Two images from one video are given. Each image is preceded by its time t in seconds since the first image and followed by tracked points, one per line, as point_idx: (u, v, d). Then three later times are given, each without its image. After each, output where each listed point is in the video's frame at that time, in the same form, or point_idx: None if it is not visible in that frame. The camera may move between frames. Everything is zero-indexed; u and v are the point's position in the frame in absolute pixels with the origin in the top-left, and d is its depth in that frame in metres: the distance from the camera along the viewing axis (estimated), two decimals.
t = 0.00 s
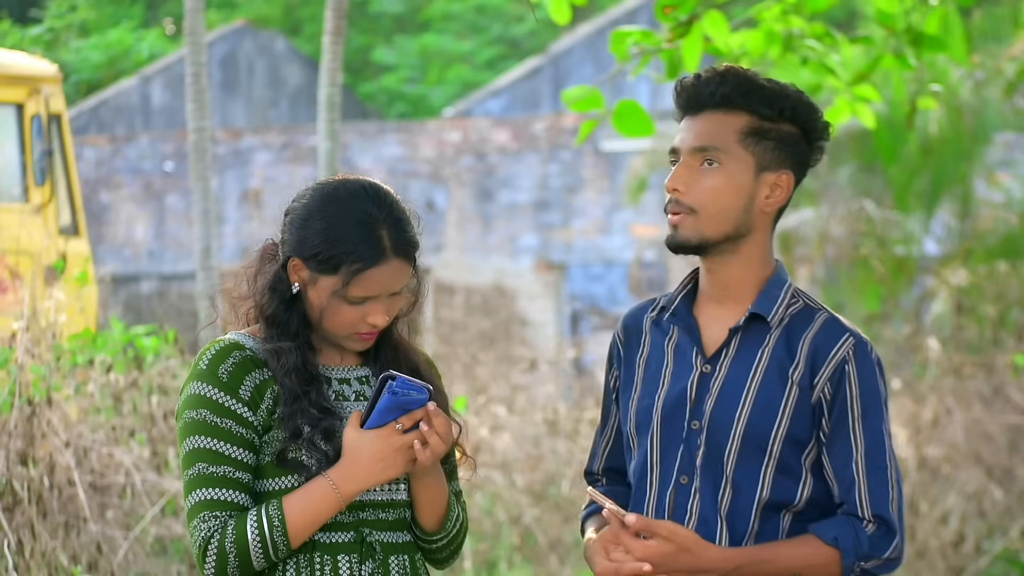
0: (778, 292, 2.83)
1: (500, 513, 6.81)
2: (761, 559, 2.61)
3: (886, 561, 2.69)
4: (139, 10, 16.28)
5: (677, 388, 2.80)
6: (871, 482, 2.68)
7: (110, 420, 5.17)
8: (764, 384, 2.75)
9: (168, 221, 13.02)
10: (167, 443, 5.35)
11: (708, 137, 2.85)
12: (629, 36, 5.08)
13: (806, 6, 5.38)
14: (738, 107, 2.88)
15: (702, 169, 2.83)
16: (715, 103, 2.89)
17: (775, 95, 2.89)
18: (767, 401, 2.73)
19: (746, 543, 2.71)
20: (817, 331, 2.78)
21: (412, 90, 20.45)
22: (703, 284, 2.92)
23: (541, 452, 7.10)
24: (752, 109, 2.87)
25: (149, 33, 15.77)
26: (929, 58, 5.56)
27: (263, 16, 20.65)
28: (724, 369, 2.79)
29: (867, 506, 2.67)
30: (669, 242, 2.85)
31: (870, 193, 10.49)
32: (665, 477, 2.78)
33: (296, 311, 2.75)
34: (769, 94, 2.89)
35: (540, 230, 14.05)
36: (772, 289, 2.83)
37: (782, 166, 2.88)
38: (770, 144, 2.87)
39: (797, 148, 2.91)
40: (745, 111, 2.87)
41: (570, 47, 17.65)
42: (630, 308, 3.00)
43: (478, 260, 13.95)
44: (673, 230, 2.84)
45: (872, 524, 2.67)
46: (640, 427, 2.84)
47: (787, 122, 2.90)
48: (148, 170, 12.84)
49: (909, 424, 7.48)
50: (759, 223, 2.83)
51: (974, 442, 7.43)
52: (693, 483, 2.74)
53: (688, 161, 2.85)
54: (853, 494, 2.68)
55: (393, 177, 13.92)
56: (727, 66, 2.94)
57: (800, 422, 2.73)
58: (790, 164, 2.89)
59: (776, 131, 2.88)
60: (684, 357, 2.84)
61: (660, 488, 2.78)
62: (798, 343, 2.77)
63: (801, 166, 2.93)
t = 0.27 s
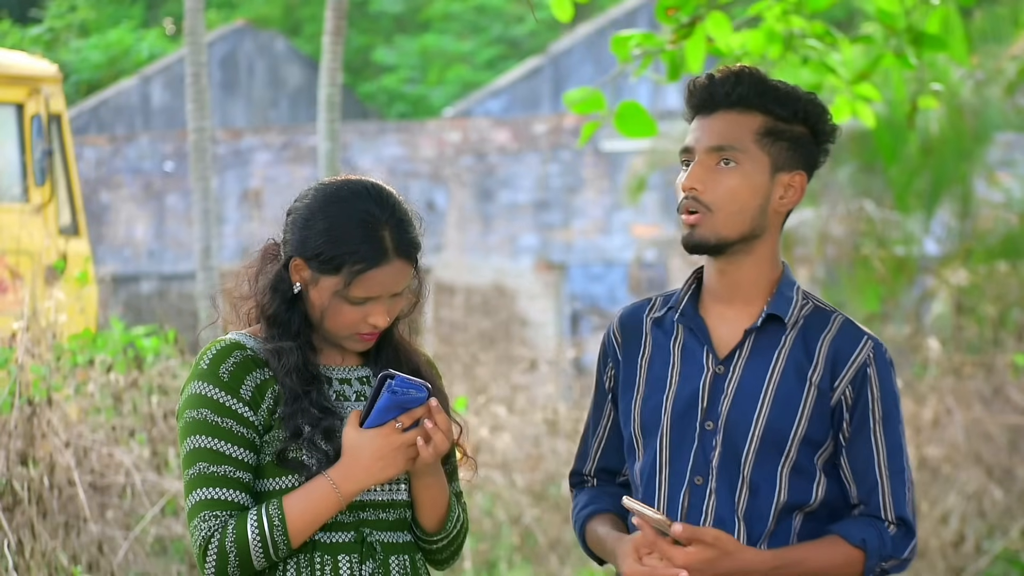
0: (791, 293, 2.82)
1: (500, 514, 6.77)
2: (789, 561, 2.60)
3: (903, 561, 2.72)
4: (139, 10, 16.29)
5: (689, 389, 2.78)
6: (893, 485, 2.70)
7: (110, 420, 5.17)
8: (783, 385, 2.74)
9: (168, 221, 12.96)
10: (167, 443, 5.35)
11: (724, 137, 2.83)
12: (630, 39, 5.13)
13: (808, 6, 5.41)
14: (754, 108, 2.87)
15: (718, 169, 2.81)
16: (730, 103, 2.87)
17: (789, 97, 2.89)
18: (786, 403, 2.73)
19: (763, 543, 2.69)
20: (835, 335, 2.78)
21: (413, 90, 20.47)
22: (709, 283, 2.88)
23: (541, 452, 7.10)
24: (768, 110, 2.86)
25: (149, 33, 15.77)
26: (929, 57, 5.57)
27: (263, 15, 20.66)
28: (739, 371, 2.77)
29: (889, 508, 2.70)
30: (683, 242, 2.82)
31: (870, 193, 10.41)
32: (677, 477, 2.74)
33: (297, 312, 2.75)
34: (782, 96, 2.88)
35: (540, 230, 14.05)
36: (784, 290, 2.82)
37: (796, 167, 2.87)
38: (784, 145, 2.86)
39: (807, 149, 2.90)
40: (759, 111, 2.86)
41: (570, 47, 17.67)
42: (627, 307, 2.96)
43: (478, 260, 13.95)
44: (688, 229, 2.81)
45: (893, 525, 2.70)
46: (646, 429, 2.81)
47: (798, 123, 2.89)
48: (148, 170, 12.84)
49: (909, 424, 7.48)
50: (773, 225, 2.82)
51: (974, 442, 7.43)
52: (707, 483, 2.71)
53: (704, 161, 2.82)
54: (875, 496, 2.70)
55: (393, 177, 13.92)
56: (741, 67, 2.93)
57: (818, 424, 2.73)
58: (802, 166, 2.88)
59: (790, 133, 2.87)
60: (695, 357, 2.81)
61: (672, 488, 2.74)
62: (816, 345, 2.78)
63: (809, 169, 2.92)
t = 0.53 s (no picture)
0: (797, 294, 2.82)
1: (500, 513, 6.78)
2: (796, 562, 2.60)
3: (906, 563, 2.73)
4: (139, 10, 16.31)
5: (693, 390, 2.78)
6: (897, 487, 2.71)
7: (110, 420, 5.17)
8: (788, 387, 2.74)
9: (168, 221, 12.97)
10: (167, 443, 5.35)
11: (725, 142, 2.83)
12: (631, 36, 5.10)
13: (806, 8, 5.42)
14: (753, 110, 2.86)
15: (721, 173, 2.80)
16: (729, 107, 2.87)
17: (787, 97, 2.89)
18: (791, 404, 2.73)
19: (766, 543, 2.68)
20: (841, 337, 2.79)
21: (413, 91, 20.47)
22: (713, 284, 2.88)
23: (541, 451, 7.10)
24: (767, 111, 2.86)
25: (149, 33, 15.79)
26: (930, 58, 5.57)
27: (263, 16, 20.66)
28: (744, 372, 2.77)
29: (894, 511, 2.70)
30: (690, 248, 2.81)
31: (870, 194, 10.38)
32: (680, 478, 2.74)
33: (297, 313, 2.75)
34: (780, 96, 2.88)
35: (540, 230, 14.06)
36: (791, 291, 2.83)
37: (798, 167, 2.87)
38: (784, 145, 2.86)
39: (807, 148, 2.90)
40: (759, 113, 2.86)
41: (570, 47, 17.69)
42: (629, 306, 2.96)
43: (478, 260, 13.96)
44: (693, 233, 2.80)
45: (898, 527, 2.71)
46: (649, 428, 2.81)
47: (797, 123, 2.89)
48: (148, 170, 12.85)
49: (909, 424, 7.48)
50: (777, 226, 2.81)
51: (974, 442, 7.42)
52: (712, 484, 2.72)
53: (706, 166, 2.81)
54: (880, 498, 2.70)
55: (393, 177, 13.92)
56: (737, 70, 2.93)
57: (823, 425, 2.73)
58: (803, 165, 2.88)
59: (790, 132, 2.87)
60: (700, 357, 2.81)
61: (677, 487, 2.74)
62: (822, 347, 2.78)
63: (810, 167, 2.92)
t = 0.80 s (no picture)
0: (791, 293, 2.81)
1: (500, 513, 6.81)
2: (788, 565, 2.60)
3: (907, 562, 2.70)
4: (139, 10, 16.31)
5: (687, 392, 2.77)
6: (894, 488, 2.68)
7: (110, 420, 5.17)
8: (780, 388, 2.73)
9: (168, 221, 12.95)
10: (167, 443, 5.36)
11: (725, 134, 2.83)
12: (633, 36, 5.10)
13: (811, 8, 5.44)
14: (754, 105, 2.86)
15: (719, 165, 2.81)
16: (730, 101, 2.87)
17: (789, 94, 2.89)
18: (783, 406, 2.71)
19: (762, 547, 2.68)
20: (833, 338, 2.76)
21: (413, 91, 20.44)
22: (710, 282, 2.88)
23: (541, 451, 7.11)
24: (768, 107, 2.86)
25: (149, 33, 15.81)
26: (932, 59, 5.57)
27: (263, 16, 20.67)
28: (737, 374, 2.76)
29: (891, 511, 2.68)
30: (684, 237, 2.81)
31: (870, 194, 10.34)
32: (676, 480, 2.74)
33: (296, 310, 2.75)
34: (782, 93, 2.88)
35: (540, 230, 14.04)
36: (785, 291, 2.81)
37: (797, 166, 2.87)
38: (784, 142, 2.85)
39: (805, 148, 2.90)
40: (759, 109, 2.86)
41: (571, 48, 17.70)
42: (629, 305, 2.96)
43: (478, 260, 13.95)
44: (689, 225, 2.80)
45: (897, 527, 2.68)
46: (646, 430, 2.82)
47: (796, 121, 2.89)
48: (148, 170, 12.83)
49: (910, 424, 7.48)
50: (775, 221, 2.81)
51: (974, 442, 7.42)
52: (706, 486, 2.72)
53: (704, 158, 2.81)
54: (876, 499, 2.68)
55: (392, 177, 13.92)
56: (739, 66, 2.93)
57: (817, 427, 2.72)
58: (803, 164, 2.88)
59: (790, 130, 2.87)
60: (695, 358, 2.81)
61: (672, 489, 2.75)
62: (814, 347, 2.76)
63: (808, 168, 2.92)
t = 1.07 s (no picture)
0: (781, 292, 2.81)
1: (500, 513, 6.81)
2: (778, 561, 2.59)
3: (897, 562, 2.68)
4: (139, 10, 16.31)
5: (681, 392, 2.78)
6: (883, 487, 2.67)
7: (110, 420, 5.17)
8: (770, 388, 2.73)
9: (168, 221, 12.93)
10: (167, 443, 5.36)
11: (713, 131, 2.84)
12: (635, 34, 5.11)
13: (813, 7, 5.46)
14: (743, 103, 2.87)
15: (709, 161, 2.81)
16: (720, 99, 2.88)
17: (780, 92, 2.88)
18: (773, 406, 2.71)
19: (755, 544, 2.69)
20: (821, 336, 2.76)
21: (413, 91, 20.43)
22: (705, 283, 2.89)
23: (540, 451, 7.12)
24: (758, 104, 2.86)
25: (149, 32, 15.82)
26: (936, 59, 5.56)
27: (263, 16, 20.66)
28: (729, 373, 2.76)
29: (880, 510, 2.66)
30: (675, 235, 2.82)
31: (870, 193, 10.33)
32: (669, 481, 2.75)
33: (295, 312, 2.77)
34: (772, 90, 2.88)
35: (540, 230, 14.03)
36: (775, 290, 2.81)
37: (789, 162, 2.86)
38: (775, 138, 2.85)
39: (799, 145, 2.89)
40: (748, 105, 2.86)
41: (571, 47, 17.71)
42: (627, 306, 2.97)
43: (478, 261, 13.94)
44: (680, 221, 2.81)
45: (885, 527, 2.67)
46: (642, 430, 2.82)
47: (789, 120, 2.88)
48: (148, 170, 12.84)
49: (909, 424, 7.47)
50: (766, 218, 2.80)
51: (974, 442, 7.43)
52: (699, 487, 2.72)
53: (694, 155, 2.82)
54: (865, 498, 2.67)
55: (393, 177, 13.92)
56: (731, 65, 2.94)
57: (806, 427, 2.71)
58: (795, 161, 2.87)
59: (781, 127, 2.86)
60: (688, 358, 2.81)
61: (665, 491, 2.75)
62: (803, 346, 2.76)
63: (802, 164, 2.90)
